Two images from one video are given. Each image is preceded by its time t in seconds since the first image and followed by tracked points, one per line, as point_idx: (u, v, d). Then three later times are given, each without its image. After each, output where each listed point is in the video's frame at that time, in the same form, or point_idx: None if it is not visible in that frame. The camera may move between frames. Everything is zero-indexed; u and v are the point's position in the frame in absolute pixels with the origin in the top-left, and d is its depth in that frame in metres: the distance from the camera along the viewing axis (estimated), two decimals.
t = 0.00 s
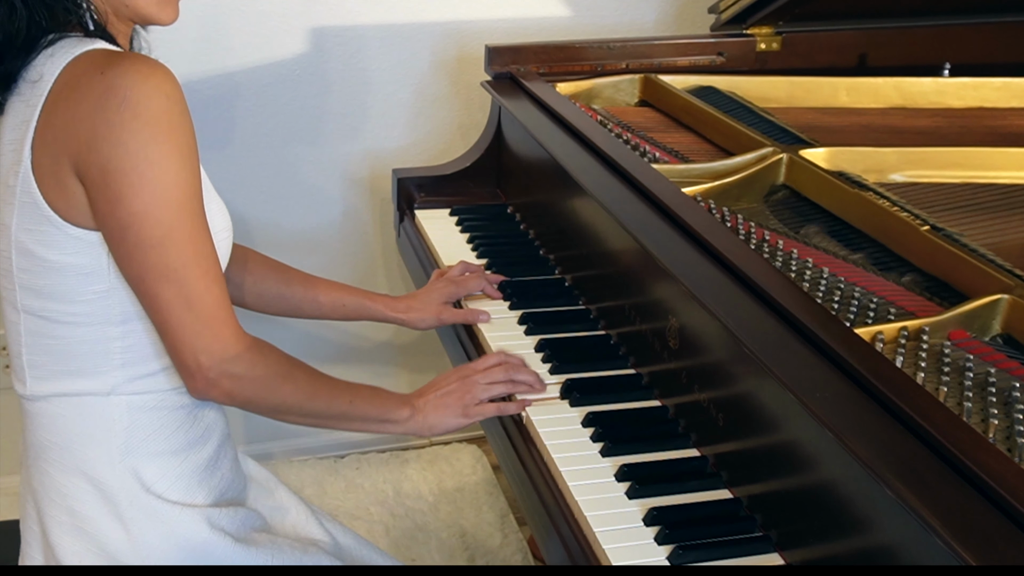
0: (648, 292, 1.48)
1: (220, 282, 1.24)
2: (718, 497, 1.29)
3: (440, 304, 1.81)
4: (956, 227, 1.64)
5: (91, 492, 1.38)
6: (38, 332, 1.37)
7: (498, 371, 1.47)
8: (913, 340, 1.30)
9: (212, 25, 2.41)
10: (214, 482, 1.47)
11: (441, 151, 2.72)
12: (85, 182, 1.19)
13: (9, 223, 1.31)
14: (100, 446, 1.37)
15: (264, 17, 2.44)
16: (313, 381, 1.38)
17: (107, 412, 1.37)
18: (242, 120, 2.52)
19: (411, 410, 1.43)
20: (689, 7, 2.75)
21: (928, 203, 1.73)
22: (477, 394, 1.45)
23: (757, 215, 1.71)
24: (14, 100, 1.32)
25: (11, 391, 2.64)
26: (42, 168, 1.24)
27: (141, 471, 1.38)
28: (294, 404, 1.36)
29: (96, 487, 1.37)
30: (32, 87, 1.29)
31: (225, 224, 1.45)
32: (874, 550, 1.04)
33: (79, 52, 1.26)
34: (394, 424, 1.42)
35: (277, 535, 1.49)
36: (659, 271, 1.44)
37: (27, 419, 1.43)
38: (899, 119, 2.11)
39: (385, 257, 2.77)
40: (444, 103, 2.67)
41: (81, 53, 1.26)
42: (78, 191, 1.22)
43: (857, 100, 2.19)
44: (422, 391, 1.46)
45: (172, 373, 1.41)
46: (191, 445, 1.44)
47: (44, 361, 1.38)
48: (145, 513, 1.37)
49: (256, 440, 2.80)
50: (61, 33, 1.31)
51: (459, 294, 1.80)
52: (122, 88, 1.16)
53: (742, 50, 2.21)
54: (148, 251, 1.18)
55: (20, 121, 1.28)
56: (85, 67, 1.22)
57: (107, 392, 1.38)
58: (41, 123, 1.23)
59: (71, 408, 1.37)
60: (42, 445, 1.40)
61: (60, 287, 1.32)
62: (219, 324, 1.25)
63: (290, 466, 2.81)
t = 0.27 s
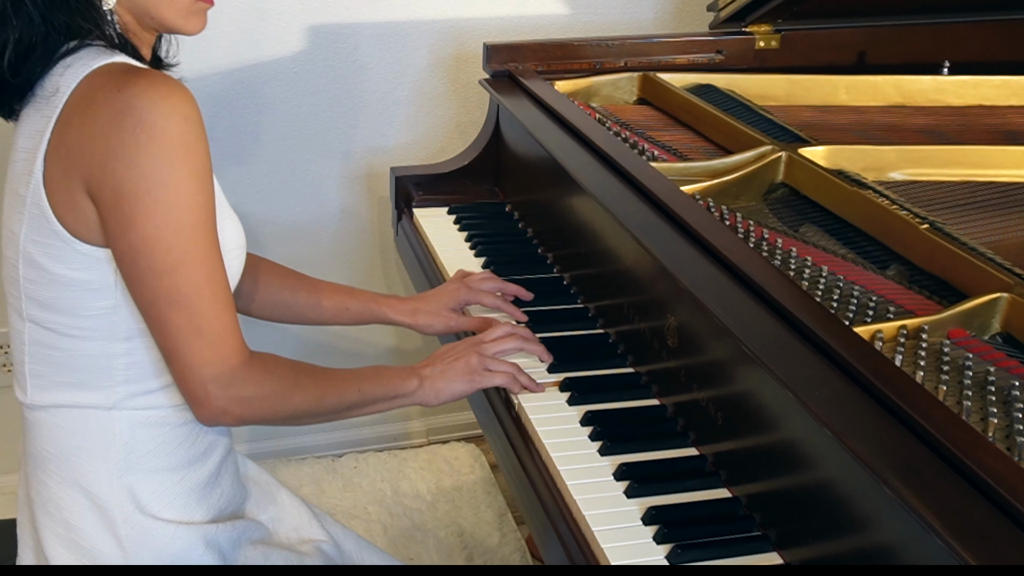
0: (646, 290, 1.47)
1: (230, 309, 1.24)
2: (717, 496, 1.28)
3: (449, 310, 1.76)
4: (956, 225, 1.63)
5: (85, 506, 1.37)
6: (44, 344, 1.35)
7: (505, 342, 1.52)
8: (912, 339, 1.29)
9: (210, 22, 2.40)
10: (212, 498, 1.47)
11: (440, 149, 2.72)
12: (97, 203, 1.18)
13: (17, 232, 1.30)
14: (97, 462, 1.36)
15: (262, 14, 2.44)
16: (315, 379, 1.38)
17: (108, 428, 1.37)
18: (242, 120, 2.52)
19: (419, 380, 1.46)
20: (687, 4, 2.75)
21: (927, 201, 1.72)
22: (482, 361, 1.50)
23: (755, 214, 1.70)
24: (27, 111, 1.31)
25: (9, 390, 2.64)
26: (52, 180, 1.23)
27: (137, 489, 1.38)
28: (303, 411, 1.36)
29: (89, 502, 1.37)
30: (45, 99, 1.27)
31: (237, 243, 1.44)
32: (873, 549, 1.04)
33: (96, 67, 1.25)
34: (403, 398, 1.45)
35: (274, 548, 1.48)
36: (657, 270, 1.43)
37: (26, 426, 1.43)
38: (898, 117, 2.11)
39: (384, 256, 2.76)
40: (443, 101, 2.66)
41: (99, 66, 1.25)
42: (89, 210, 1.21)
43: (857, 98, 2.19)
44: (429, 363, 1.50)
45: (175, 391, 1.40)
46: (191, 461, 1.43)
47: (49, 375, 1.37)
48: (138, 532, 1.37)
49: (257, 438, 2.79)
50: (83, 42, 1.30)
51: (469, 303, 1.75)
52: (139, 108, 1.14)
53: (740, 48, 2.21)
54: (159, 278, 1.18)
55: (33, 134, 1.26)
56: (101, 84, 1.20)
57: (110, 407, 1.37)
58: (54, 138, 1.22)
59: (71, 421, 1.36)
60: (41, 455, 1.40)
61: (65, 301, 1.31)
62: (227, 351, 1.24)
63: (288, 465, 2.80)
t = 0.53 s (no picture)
0: (645, 288, 1.47)
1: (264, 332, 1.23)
2: (715, 495, 1.28)
3: (446, 330, 1.72)
4: (956, 224, 1.63)
5: (91, 515, 1.36)
6: (68, 354, 1.35)
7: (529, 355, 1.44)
8: (912, 338, 1.29)
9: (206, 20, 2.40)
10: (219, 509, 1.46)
11: (438, 147, 2.71)
12: (133, 225, 1.17)
13: (42, 240, 1.30)
14: (108, 473, 1.36)
15: (258, 12, 2.43)
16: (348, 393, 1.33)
17: (121, 439, 1.36)
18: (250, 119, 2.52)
19: (448, 390, 1.39)
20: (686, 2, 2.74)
21: (926, 199, 1.72)
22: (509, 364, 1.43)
23: (754, 212, 1.70)
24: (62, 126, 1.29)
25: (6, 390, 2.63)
26: (82, 196, 1.22)
27: (145, 501, 1.37)
28: (334, 431, 1.32)
29: (96, 512, 1.36)
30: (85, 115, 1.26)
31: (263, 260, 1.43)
32: (872, 549, 1.03)
33: (135, 82, 1.23)
34: (433, 409, 1.38)
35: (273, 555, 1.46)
36: (656, 268, 1.43)
37: (36, 430, 1.43)
38: (897, 115, 2.11)
39: (382, 255, 2.76)
40: (441, 99, 2.66)
41: (137, 81, 1.24)
42: (123, 230, 1.21)
43: (856, 96, 2.19)
44: (457, 369, 1.43)
45: (190, 405, 1.39)
46: (200, 475, 1.42)
47: (72, 386, 1.36)
48: (145, 548, 1.35)
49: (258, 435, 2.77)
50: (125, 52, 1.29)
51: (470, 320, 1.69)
52: (179, 130, 1.12)
53: (739, 46, 2.21)
54: (193, 300, 1.17)
55: (65, 147, 1.26)
56: (140, 101, 1.18)
57: (125, 419, 1.36)
58: (87, 152, 1.21)
59: (85, 431, 1.36)
60: (48, 460, 1.39)
61: (88, 314, 1.31)
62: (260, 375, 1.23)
63: (286, 464, 2.80)
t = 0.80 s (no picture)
0: (643, 287, 1.47)
1: (277, 368, 1.23)
2: (714, 494, 1.28)
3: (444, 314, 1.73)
4: (955, 222, 1.62)
5: (96, 518, 1.36)
6: (95, 361, 1.34)
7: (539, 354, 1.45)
8: (912, 336, 1.29)
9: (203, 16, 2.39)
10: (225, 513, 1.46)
11: (436, 145, 2.70)
12: (171, 246, 1.16)
13: (77, 245, 1.28)
14: (118, 477, 1.36)
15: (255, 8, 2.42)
16: (341, 415, 1.35)
17: (133, 446, 1.36)
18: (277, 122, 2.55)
19: (446, 399, 1.41)
20: None
21: (926, 198, 1.71)
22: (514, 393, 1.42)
23: (754, 210, 1.69)
24: (110, 146, 1.25)
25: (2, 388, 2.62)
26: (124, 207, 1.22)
27: (152, 508, 1.37)
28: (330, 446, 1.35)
29: (101, 515, 1.35)
30: (141, 138, 1.22)
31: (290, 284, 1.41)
32: (872, 549, 1.03)
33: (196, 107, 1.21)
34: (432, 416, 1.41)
35: (276, 553, 1.48)
36: (654, 267, 1.43)
37: (46, 427, 1.42)
38: (897, 113, 2.10)
39: (380, 253, 2.75)
40: (439, 97, 2.65)
41: (194, 103, 1.22)
42: (163, 251, 1.20)
43: (855, 94, 2.18)
44: (463, 375, 1.44)
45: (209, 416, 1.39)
46: (211, 482, 1.42)
47: (97, 391, 1.35)
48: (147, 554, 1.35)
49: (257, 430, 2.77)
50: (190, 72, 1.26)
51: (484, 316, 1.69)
52: (236, 163, 1.12)
53: (738, 44, 2.20)
54: (217, 331, 1.16)
55: (112, 158, 1.24)
56: (196, 125, 1.18)
57: (141, 426, 1.36)
58: (134, 167, 1.20)
59: (99, 435, 1.35)
60: (57, 458, 1.38)
61: (117, 324, 1.30)
62: (263, 409, 1.23)
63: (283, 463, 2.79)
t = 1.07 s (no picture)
0: (642, 285, 1.46)
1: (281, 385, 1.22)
2: (714, 493, 1.27)
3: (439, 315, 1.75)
4: (955, 221, 1.62)
5: (104, 518, 1.35)
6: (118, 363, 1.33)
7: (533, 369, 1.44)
8: (911, 335, 1.28)
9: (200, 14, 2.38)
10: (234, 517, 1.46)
11: (435, 143, 2.70)
12: (196, 252, 1.16)
13: (106, 244, 1.28)
14: (129, 479, 1.35)
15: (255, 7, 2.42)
16: (331, 426, 1.34)
17: (146, 447, 1.35)
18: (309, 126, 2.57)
19: (434, 397, 1.40)
20: None
21: (927, 196, 1.71)
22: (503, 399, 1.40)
23: (753, 209, 1.69)
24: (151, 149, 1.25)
25: None
26: (156, 212, 1.22)
27: (161, 511, 1.36)
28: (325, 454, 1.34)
29: (109, 515, 1.35)
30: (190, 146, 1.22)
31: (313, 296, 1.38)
32: (871, 548, 1.02)
33: (242, 120, 1.21)
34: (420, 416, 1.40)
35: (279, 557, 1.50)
36: (651, 265, 1.42)
37: (58, 422, 1.41)
38: (897, 111, 2.10)
39: (378, 251, 2.74)
40: (437, 95, 2.64)
41: (236, 113, 1.22)
42: (189, 258, 1.20)
43: (855, 92, 2.18)
44: (454, 375, 1.44)
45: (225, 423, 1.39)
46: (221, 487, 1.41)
47: (117, 392, 1.35)
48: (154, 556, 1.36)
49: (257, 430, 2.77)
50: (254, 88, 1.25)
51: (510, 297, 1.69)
52: (270, 173, 1.13)
53: (737, 41, 2.19)
54: (225, 340, 1.15)
55: (150, 162, 1.25)
56: (236, 134, 1.19)
57: (160, 431, 1.36)
58: (171, 173, 1.21)
59: (114, 435, 1.35)
60: (66, 455, 1.38)
61: (139, 329, 1.30)
62: (261, 425, 1.22)
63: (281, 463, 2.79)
